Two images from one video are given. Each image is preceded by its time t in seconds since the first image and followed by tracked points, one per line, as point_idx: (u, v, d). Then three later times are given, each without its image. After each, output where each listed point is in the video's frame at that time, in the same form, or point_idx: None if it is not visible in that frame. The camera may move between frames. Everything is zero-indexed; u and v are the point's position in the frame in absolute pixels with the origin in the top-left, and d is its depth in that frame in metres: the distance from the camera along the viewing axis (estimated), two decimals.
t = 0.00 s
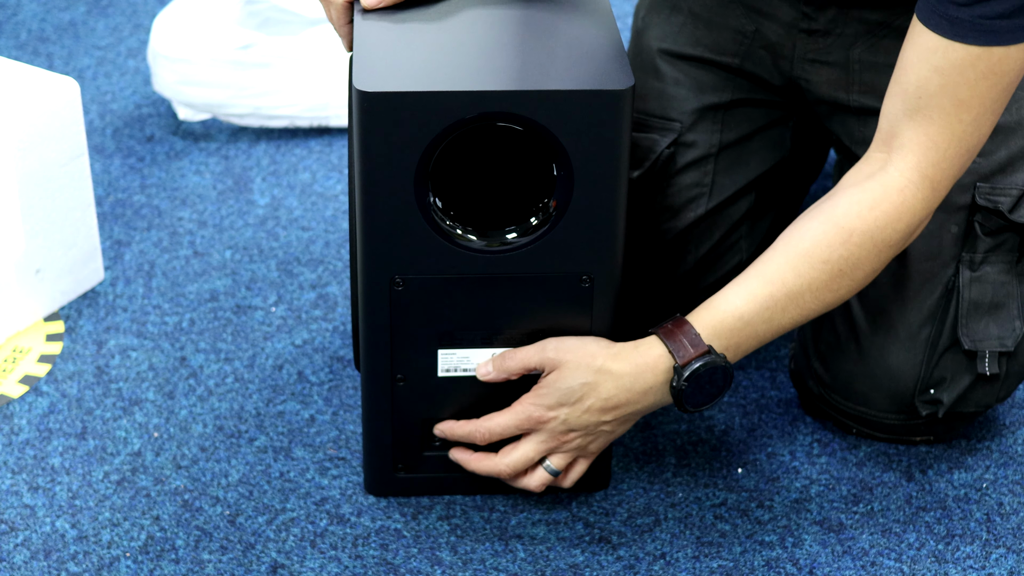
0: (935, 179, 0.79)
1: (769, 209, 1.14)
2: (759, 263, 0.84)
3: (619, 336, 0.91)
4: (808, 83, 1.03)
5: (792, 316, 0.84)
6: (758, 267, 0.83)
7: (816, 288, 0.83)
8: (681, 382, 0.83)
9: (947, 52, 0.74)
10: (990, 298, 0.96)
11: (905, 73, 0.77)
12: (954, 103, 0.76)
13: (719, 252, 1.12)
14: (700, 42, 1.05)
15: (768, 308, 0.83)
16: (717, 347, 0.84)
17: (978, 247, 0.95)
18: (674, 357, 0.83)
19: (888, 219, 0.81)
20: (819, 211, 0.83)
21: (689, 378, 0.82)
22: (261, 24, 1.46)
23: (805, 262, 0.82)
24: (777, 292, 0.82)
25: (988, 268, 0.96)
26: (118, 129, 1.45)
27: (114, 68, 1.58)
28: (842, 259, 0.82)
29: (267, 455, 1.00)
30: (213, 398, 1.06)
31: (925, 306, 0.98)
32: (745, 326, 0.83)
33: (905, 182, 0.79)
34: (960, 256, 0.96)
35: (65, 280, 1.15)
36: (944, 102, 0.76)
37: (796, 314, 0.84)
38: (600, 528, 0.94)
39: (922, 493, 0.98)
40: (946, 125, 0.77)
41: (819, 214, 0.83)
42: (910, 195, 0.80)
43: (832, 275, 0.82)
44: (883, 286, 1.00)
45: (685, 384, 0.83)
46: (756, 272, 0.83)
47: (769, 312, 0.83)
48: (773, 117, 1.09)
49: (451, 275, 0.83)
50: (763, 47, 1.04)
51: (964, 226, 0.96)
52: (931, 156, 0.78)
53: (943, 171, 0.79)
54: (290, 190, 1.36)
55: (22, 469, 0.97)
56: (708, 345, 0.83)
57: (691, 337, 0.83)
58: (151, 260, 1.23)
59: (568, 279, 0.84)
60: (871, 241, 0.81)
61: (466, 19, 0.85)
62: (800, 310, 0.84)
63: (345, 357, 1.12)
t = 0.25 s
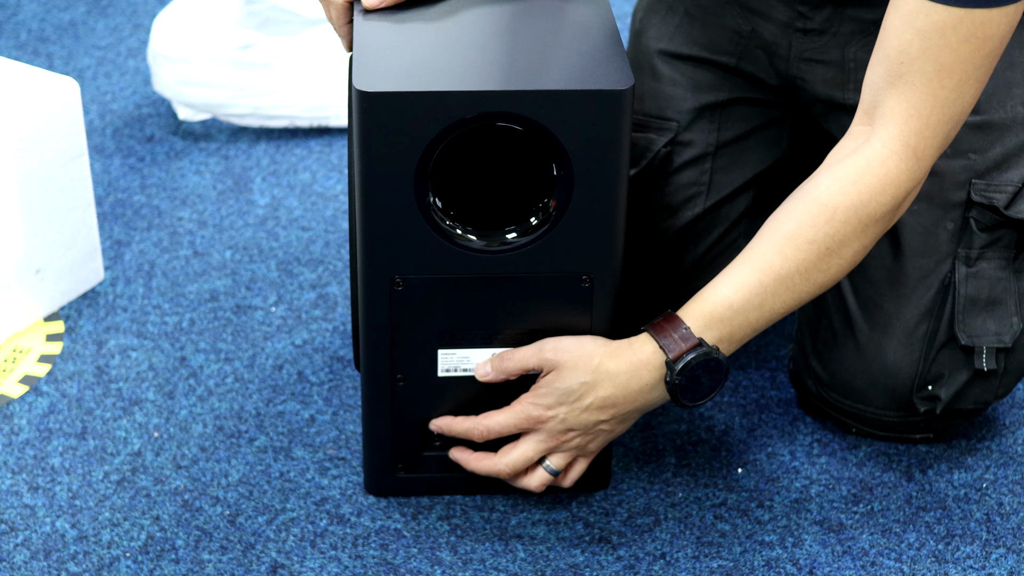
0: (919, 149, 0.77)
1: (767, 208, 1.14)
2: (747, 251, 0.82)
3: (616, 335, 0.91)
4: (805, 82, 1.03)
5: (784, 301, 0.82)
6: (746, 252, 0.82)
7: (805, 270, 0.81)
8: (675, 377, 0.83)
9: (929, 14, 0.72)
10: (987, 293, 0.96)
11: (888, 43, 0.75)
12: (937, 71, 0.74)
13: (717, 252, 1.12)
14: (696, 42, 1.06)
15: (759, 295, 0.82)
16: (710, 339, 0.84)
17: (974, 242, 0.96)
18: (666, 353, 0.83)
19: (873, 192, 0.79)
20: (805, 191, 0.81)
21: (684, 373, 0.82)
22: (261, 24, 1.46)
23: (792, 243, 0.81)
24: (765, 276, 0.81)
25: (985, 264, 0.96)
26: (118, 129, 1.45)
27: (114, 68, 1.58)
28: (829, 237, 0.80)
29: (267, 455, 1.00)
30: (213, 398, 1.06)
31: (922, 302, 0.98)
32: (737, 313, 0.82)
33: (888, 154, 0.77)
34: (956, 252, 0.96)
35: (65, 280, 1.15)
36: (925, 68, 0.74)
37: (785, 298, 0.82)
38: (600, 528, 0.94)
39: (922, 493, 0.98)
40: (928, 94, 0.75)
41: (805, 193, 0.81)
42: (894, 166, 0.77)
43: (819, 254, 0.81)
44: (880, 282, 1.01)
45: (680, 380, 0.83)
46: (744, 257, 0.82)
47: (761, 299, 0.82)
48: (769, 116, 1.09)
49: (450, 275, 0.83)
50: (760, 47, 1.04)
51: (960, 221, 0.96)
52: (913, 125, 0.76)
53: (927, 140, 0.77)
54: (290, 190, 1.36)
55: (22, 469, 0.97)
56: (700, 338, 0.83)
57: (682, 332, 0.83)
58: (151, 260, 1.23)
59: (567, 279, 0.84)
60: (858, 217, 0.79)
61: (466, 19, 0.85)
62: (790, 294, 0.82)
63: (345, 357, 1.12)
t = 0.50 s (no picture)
0: (913, 140, 0.77)
1: (767, 207, 1.14)
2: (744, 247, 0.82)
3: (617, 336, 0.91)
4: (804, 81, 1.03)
5: (783, 296, 0.82)
6: (743, 248, 0.82)
7: (803, 265, 0.81)
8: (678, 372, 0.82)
9: (920, 4, 0.73)
10: (985, 287, 0.96)
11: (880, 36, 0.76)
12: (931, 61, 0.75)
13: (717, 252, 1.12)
14: (694, 41, 1.06)
15: (757, 290, 0.82)
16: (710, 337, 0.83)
17: (972, 237, 0.96)
18: (667, 352, 0.83)
19: (867, 185, 0.79)
20: (800, 186, 0.81)
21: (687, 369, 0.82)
22: (261, 24, 1.46)
23: (789, 237, 0.81)
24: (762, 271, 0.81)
25: (982, 259, 0.96)
26: (118, 129, 1.45)
27: (114, 68, 1.58)
28: (825, 231, 0.80)
29: (267, 455, 1.00)
30: (213, 398, 1.06)
31: (920, 297, 0.98)
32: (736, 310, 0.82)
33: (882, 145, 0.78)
34: (955, 247, 0.97)
35: (65, 280, 1.15)
36: (918, 58, 0.75)
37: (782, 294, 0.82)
38: (600, 528, 0.94)
39: (922, 493, 0.98)
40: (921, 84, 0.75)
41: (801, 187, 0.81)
42: (888, 158, 0.78)
43: (816, 248, 0.81)
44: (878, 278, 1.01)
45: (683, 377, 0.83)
46: (741, 252, 0.82)
47: (759, 295, 0.82)
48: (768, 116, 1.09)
49: (450, 275, 0.83)
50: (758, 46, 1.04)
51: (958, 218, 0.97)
52: (907, 116, 0.77)
53: (921, 131, 0.77)
54: (290, 190, 1.36)
55: (22, 469, 0.97)
56: (700, 336, 0.83)
57: (682, 330, 0.83)
58: (151, 260, 1.23)
59: (567, 279, 0.84)
60: (854, 211, 0.79)
61: (465, 19, 0.85)
62: (787, 289, 0.82)
63: (344, 357, 1.12)
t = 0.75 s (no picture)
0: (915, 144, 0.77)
1: (767, 208, 1.14)
2: (746, 250, 0.83)
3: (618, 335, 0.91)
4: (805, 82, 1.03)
5: (785, 300, 0.83)
6: (745, 253, 0.83)
7: (805, 269, 0.81)
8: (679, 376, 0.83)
9: (924, 9, 0.72)
10: (985, 287, 0.95)
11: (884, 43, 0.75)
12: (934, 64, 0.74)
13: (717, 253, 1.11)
14: (695, 42, 1.06)
15: (760, 294, 0.82)
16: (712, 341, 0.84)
17: (972, 236, 0.96)
18: (670, 354, 0.83)
19: (870, 190, 0.79)
20: (802, 189, 0.81)
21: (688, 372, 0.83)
22: (260, 24, 1.46)
23: (792, 241, 0.81)
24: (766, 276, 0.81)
25: (983, 258, 0.96)
26: (118, 129, 1.45)
27: (114, 68, 1.58)
28: (827, 235, 0.80)
29: (267, 455, 1.00)
30: (213, 398, 1.06)
31: (920, 297, 0.98)
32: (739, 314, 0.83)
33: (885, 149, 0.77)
34: (955, 247, 0.97)
35: (65, 280, 1.15)
36: (921, 63, 0.74)
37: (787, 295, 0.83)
38: (600, 528, 0.94)
39: (922, 493, 0.98)
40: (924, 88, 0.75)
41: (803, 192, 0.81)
42: (892, 163, 0.78)
43: (819, 251, 0.81)
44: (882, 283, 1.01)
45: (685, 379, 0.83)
46: (743, 259, 0.82)
47: (761, 298, 0.82)
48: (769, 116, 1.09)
49: (450, 275, 0.83)
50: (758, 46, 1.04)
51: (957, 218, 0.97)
52: (909, 121, 0.76)
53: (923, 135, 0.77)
54: (290, 190, 1.36)
55: (22, 469, 0.97)
56: (703, 339, 0.83)
57: (685, 333, 0.83)
58: (151, 260, 1.23)
59: (567, 279, 0.84)
60: (856, 215, 0.80)
61: (465, 19, 0.85)
62: (789, 290, 0.82)
63: (345, 357, 1.12)
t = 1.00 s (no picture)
0: (933, 199, 0.81)
1: (771, 212, 1.13)
2: (762, 277, 0.85)
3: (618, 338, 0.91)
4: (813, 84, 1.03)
5: (797, 329, 0.86)
6: (761, 280, 0.85)
7: (818, 303, 0.85)
8: (688, 390, 0.83)
9: (943, 77, 0.76)
10: (994, 292, 0.96)
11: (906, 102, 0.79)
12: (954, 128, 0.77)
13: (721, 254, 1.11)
14: (703, 43, 1.06)
15: (773, 320, 0.85)
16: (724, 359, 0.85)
17: (982, 239, 0.96)
18: (683, 366, 0.84)
19: (889, 237, 0.83)
20: (821, 228, 0.85)
21: (697, 387, 0.83)
22: (260, 24, 1.45)
23: (810, 276, 0.84)
24: (780, 304, 0.84)
25: (992, 262, 0.96)
26: (118, 129, 1.45)
27: (114, 68, 1.58)
28: (844, 273, 0.84)
29: (267, 455, 1.00)
30: (213, 398, 1.06)
31: (928, 299, 0.99)
32: (751, 336, 0.85)
33: (906, 202, 0.82)
34: (964, 249, 0.97)
35: (65, 280, 1.15)
36: (940, 128, 0.78)
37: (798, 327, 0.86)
38: (600, 528, 0.94)
39: (922, 493, 0.98)
40: (942, 151, 0.79)
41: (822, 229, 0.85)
42: (910, 216, 0.82)
43: (833, 289, 0.85)
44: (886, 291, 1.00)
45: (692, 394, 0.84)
46: (759, 285, 0.85)
47: (774, 324, 0.85)
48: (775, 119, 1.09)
49: (450, 275, 0.83)
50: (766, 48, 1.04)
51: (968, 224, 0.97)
52: (929, 179, 0.80)
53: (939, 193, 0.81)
54: (290, 190, 1.36)
55: (22, 469, 0.97)
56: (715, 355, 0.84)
57: (698, 346, 0.84)
58: (151, 260, 1.23)
59: (567, 280, 0.84)
60: (873, 260, 0.84)
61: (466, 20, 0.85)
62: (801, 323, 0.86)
63: (345, 357, 1.12)
